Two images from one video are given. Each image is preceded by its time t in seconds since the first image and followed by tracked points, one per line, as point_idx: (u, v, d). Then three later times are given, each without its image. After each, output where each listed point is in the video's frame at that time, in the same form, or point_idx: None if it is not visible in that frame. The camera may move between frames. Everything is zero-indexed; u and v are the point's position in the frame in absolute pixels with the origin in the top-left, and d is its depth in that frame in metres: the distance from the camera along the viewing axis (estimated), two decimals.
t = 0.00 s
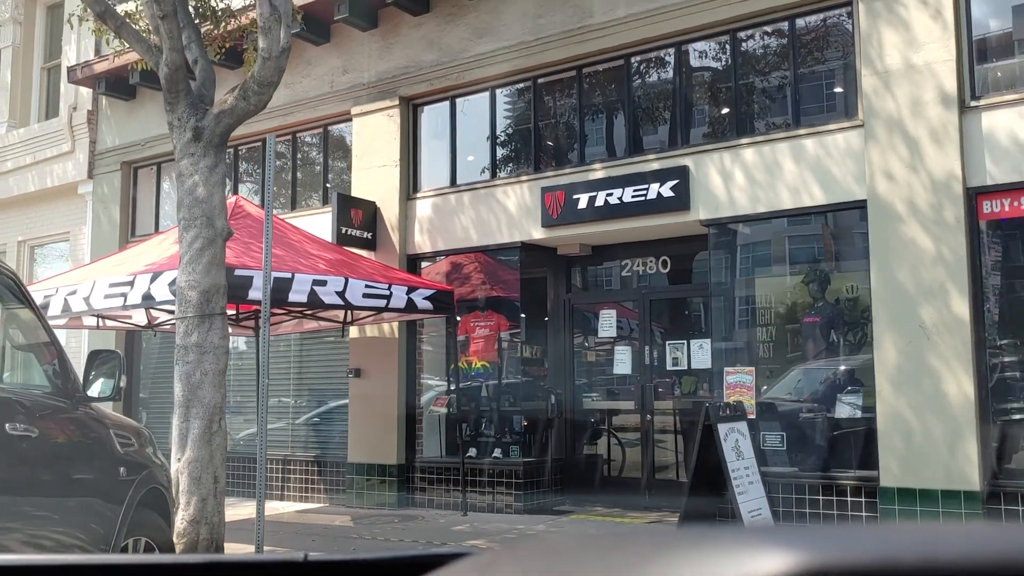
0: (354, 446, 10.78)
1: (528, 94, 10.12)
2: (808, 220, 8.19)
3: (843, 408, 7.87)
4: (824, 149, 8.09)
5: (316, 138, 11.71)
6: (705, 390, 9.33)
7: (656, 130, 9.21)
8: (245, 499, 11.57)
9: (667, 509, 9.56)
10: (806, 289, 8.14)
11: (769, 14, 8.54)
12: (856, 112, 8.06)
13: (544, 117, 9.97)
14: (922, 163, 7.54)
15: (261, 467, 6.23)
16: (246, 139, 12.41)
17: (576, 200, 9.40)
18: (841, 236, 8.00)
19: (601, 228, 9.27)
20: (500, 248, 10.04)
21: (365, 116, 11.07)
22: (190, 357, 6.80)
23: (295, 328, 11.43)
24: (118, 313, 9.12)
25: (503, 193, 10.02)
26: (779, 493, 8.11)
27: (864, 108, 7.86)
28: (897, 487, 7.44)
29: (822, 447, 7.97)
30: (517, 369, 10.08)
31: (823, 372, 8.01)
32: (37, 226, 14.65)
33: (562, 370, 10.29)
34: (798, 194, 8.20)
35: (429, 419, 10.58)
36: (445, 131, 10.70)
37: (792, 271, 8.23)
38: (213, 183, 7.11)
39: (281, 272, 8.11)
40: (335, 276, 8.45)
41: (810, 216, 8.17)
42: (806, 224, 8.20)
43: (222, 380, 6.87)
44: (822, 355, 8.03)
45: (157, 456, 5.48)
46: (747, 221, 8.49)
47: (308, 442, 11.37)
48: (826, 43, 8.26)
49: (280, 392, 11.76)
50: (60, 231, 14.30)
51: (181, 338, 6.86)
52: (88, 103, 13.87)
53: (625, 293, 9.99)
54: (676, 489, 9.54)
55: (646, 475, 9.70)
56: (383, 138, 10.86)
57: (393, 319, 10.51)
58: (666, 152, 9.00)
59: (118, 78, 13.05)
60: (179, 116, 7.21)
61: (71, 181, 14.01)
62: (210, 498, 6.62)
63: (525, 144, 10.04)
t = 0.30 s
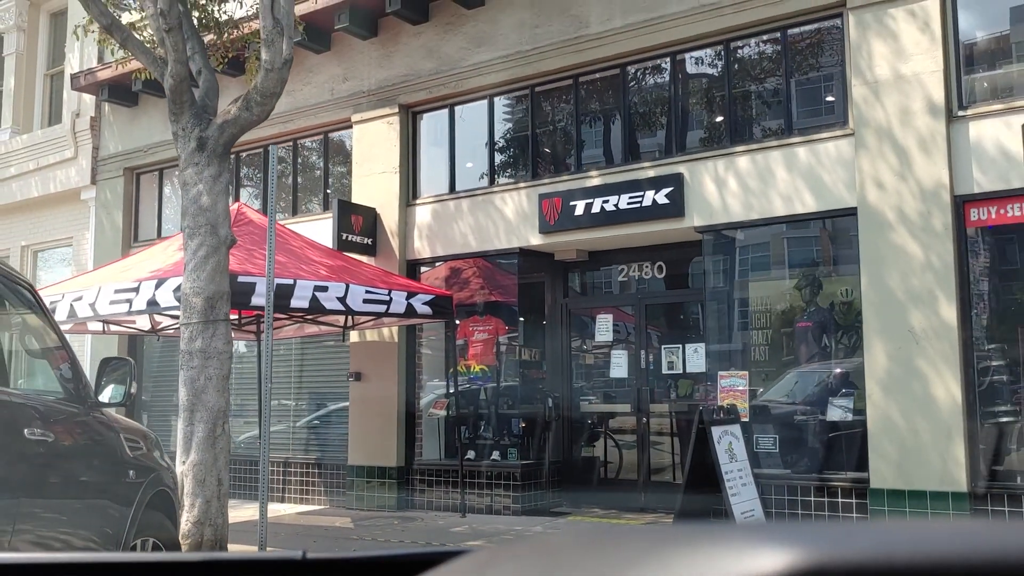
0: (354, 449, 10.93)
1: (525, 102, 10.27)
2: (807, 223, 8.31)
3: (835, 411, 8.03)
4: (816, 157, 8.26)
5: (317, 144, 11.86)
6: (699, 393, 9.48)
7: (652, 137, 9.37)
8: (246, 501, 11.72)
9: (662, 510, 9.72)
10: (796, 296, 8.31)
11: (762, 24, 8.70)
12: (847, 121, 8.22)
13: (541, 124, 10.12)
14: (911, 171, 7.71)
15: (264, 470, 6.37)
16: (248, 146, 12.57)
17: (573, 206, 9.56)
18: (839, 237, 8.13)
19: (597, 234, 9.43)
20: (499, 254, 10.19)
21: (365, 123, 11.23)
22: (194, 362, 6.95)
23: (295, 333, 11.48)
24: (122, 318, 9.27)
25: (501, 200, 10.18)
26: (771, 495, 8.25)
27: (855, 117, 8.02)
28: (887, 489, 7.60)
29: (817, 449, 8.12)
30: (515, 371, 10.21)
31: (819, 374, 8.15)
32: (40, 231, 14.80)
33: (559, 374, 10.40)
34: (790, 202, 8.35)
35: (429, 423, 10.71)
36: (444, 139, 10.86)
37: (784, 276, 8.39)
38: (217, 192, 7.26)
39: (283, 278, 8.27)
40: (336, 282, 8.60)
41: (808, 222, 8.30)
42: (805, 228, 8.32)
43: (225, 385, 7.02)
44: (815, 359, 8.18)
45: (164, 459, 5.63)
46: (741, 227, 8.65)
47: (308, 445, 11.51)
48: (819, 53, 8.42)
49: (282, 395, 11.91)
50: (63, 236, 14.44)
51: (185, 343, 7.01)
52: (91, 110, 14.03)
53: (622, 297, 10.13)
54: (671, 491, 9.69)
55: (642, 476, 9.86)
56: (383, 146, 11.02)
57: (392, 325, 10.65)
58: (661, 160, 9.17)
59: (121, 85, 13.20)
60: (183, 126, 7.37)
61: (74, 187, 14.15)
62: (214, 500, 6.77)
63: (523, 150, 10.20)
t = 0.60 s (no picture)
0: (354, 450, 10.99)
1: (523, 105, 10.34)
2: (806, 225, 8.37)
3: (831, 412, 8.10)
4: (811, 160, 8.33)
5: (317, 147, 11.93)
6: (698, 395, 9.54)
7: (650, 140, 9.45)
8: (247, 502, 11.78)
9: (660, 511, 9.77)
10: (794, 298, 8.39)
11: (758, 29, 8.77)
12: (843, 125, 8.30)
13: (539, 127, 10.19)
14: (906, 174, 7.78)
15: (265, 472, 6.44)
16: (248, 150, 12.64)
17: (571, 209, 9.63)
18: (838, 238, 8.20)
19: (595, 237, 9.50)
20: (498, 256, 10.25)
21: (365, 127, 11.30)
22: (196, 364, 7.02)
23: (296, 335, 11.44)
24: (122, 321, 9.32)
25: (500, 203, 10.24)
26: (769, 496, 8.28)
27: (850, 121, 8.09)
28: (882, 490, 7.67)
29: (814, 450, 8.19)
30: (514, 372, 10.25)
31: (818, 374, 8.21)
32: (40, 234, 14.87)
33: (558, 375, 10.52)
34: (787, 205, 8.42)
35: (428, 424, 10.78)
36: (443, 142, 10.93)
37: (781, 278, 8.47)
38: (219, 196, 7.32)
39: (284, 281, 8.33)
40: (337, 285, 8.67)
41: (806, 225, 8.36)
42: (804, 230, 8.38)
43: (226, 387, 7.08)
44: (811, 360, 8.25)
45: (166, 460, 5.68)
46: (738, 230, 8.72)
47: (308, 447, 11.57)
48: (815, 57, 8.50)
49: (282, 397, 11.98)
50: (64, 239, 14.50)
51: (186, 346, 7.08)
52: (92, 113, 14.09)
53: (620, 299, 10.20)
54: (669, 492, 9.75)
55: (641, 478, 9.92)
56: (383, 149, 11.08)
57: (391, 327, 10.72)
58: (658, 163, 9.24)
59: (121, 88, 13.26)
60: (185, 130, 7.43)
61: (74, 190, 14.22)
62: (215, 501, 6.83)
63: (522, 153, 10.26)
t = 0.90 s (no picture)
0: (354, 450, 11.05)
1: (523, 107, 10.41)
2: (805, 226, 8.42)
3: (829, 412, 8.16)
4: (808, 163, 8.40)
5: (318, 148, 11.99)
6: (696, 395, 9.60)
7: (649, 142, 9.51)
8: (249, 502, 11.84)
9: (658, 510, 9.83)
10: (791, 299, 8.46)
11: (756, 31, 8.83)
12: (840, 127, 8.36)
13: (539, 129, 10.26)
14: (902, 177, 7.85)
15: (267, 472, 6.49)
16: (249, 152, 12.70)
17: (570, 211, 9.69)
18: (838, 237, 8.24)
19: (594, 238, 9.56)
20: (497, 257, 10.31)
21: (365, 129, 11.36)
22: (198, 364, 7.08)
23: (296, 335, 11.51)
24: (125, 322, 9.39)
25: (500, 204, 10.30)
26: (767, 495, 8.35)
27: (847, 123, 8.16)
28: (878, 489, 7.73)
29: (811, 450, 8.25)
30: (514, 373, 10.32)
31: (816, 375, 8.27)
32: (42, 235, 14.93)
33: (558, 376, 10.59)
34: (784, 207, 8.49)
35: (428, 424, 10.85)
36: (443, 143, 10.99)
37: (778, 280, 8.54)
38: (221, 198, 7.38)
39: (285, 282, 8.40)
40: (337, 286, 8.73)
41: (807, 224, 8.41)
42: (802, 231, 8.44)
43: (229, 388, 7.15)
44: (808, 361, 8.32)
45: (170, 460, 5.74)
46: (736, 231, 8.78)
47: (309, 447, 11.64)
48: (813, 60, 8.56)
49: (283, 397, 12.04)
50: (66, 240, 14.57)
51: (189, 347, 7.14)
52: (94, 115, 14.15)
53: (620, 300, 10.26)
54: (668, 491, 9.82)
55: (640, 477, 9.99)
56: (383, 150, 11.15)
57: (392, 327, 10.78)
58: (657, 165, 9.30)
59: (123, 90, 13.32)
60: (187, 133, 7.50)
61: (76, 191, 14.28)
62: (218, 500, 6.89)
63: (521, 155, 10.33)
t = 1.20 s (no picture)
0: (355, 450, 11.07)
1: (523, 108, 10.44)
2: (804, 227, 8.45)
3: (828, 412, 8.18)
4: (807, 163, 8.42)
5: (318, 149, 12.02)
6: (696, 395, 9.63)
7: (649, 143, 9.53)
8: (250, 502, 11.87)
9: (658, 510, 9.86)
10: (790, 300, 8.48)
11: (755, 32, 8.86)
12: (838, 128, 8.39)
13: (539, 130, 10.29)
14: (901, 178, 7.88)
15: (268, 472, 6.52)
16: (250, 152, 12.73)
17: (570, 212, 9.72)
18: (837, 238, 8.28)
19: (593, 239, 9.59)
20: (497, 258, 10.34)
21: (366, 129, 11.39)
22: (199, 365, 7.10)
23: (297, 336, 11.52)
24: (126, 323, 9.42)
25: (500, 204, 10.33)
26: (766, 495, 8.37)
27: (846, 124, 8.19)
28: (877, 489, 7.76)
29: (810, 450, 8.28)
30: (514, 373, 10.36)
31: (815, 376, 8.30)
32: (43, 235, 14.96)
33: (557, 376, 10.61)
34: (783, 208, 8.51)
35: (428, 424, 10.87)
36: (443, 144, 11.02)
37: (776, 281, 8.57)
38: (222, 199, 7.41)
39: (285, 282, 8.42)
40: (338, 287, 8.76)
41: (806, 225, 8.44)
42: (801, 232, 8.47)
43: (230, 388, 7.17)
44: (808, 361, 8.35)
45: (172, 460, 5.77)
46: (736, 232, 8.81)
47: (310, 447, 11.67)
48: (812, 61, 8.59)
49: (283, 397, 12.07)
50: (67, 241, 14.60)
51: (190, 347, 7.17)
52: (94, 116, 14.18)
53: (620, 300, 10.29)
54: (668, 491, 9.84)
55: (640, 477, 10.01)
56: (384, 151, 11.17)
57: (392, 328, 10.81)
58: (657, 166, 9.33)
59: (124, 91, 13.34)
60: (188, 135, 7.53)
61: (77, 192, 14.31)
62: (219, 500, 6.92)
63: (521, 156, 10.36)
